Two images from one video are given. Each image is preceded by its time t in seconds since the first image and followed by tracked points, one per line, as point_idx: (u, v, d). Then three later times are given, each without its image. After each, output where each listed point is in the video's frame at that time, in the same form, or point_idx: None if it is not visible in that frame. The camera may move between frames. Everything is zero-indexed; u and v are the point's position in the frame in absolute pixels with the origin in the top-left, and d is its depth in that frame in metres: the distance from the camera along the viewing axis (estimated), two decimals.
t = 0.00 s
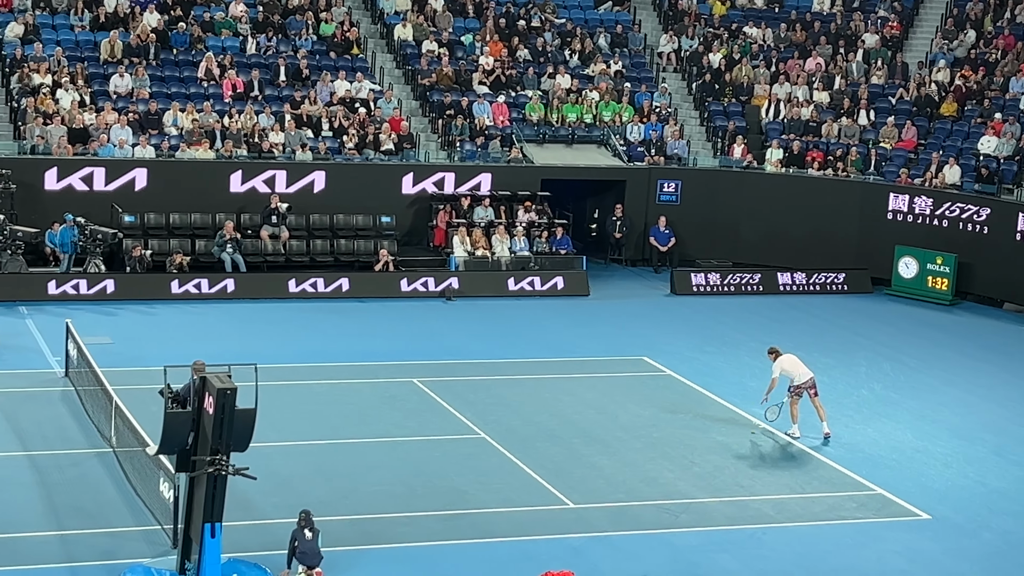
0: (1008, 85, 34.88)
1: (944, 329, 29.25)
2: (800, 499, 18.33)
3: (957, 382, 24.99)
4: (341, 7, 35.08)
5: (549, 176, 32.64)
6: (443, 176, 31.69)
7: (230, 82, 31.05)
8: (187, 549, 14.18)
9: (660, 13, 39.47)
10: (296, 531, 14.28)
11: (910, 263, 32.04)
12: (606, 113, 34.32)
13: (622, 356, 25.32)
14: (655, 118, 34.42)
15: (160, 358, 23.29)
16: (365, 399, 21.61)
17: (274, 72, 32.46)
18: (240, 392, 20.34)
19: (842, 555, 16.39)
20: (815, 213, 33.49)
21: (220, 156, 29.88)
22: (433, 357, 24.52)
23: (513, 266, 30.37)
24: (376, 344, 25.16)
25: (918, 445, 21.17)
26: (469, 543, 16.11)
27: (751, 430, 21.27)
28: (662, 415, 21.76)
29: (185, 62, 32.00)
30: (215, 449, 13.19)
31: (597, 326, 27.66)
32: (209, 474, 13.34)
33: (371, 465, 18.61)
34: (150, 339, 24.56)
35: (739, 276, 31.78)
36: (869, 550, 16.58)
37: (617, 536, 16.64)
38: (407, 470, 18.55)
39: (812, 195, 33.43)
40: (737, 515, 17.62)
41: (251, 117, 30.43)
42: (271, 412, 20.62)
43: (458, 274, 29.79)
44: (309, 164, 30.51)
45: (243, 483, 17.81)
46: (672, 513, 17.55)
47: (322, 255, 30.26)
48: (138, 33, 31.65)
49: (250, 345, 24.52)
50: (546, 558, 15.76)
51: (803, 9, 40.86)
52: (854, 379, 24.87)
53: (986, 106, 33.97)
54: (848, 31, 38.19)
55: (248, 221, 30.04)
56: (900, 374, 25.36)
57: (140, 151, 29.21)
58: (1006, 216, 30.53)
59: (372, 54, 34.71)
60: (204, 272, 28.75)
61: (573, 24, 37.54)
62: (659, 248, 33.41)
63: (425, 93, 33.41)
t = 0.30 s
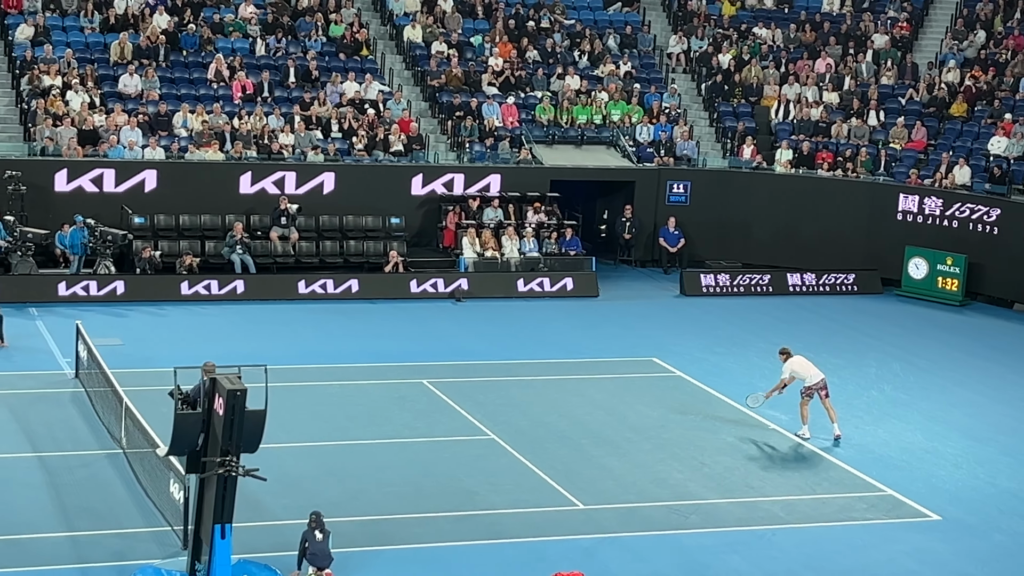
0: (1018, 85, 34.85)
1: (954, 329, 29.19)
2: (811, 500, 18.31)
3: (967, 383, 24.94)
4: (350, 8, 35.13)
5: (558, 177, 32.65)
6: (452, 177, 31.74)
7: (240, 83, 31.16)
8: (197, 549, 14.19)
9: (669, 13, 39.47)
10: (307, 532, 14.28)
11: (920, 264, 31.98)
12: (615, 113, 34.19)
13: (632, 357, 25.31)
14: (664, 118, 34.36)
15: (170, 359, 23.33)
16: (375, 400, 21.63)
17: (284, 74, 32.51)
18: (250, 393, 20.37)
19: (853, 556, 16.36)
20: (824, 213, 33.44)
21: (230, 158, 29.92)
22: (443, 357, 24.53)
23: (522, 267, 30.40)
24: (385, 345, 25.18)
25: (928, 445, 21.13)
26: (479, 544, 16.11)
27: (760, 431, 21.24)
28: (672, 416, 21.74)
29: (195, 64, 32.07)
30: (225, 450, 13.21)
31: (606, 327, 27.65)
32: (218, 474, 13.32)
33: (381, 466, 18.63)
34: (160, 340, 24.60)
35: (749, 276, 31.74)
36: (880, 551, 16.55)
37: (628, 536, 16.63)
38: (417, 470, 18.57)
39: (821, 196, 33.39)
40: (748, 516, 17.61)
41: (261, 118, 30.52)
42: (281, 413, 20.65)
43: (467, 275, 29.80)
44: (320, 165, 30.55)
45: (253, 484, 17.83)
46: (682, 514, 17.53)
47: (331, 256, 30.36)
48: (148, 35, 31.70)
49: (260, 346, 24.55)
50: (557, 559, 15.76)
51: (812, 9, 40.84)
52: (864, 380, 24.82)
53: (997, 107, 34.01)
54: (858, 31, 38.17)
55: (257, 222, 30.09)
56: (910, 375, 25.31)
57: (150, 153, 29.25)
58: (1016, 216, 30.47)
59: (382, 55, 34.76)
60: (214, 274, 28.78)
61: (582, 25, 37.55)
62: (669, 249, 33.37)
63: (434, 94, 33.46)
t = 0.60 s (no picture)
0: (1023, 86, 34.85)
1: (959, 330, 29.17)
2: (816, 501, 18.29)
3: (972, 384, 24.92)
4: (355, 9, 35.19)
5: (563, 178, 32.62)
6: (457, 178, 31.75)
7: (245, 85, 31.19)
8: (202, 551, 14.19)
9: (673, 15, 39.47)
10: (311, 534, 14.28)
11: (924, 265, 31.95)
12: (620, 114, 34.35)
13: (636, 358, 25.31)
14: (668, 120, 34.40)
15: (175, 361, 23.33)
16: (379, 402, 21.64)
17: (288, 75, 32.55)
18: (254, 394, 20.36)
19: (857, 557, 16.34)
20: (829, 214, 33.40)
21: (235, 159, 29.93)
22: (447, 359, 24.54)
23: (527, 268, 30.41)
24: (390, 347, 25.19)
25: (933, 446, 21.11)
26: (483, 546, 16.10)
27: (765, 432, 21.23)
28: (677, 417, 21.73)
29: (199, 66, 32.07)
30: (230, 452, 13.20)
31: (610, 328, 27.64)
32: (224, 476, 13.34)
33: (386, 468, 18.63)
34: (165, 341, 24.61)
35: (753, 278, 31.70)
36: (884, 552, 16.54)
37: (632, 538, 16.61)
38: (422, 472, 18.58)
39: (826, 197, 33.34)
40: (753, 517, 17.59)
41: (265, 120, 30.56)
42: (286, 415, 20.66)
43: (472, 277, 29.81)
44: (325, 167, 30.56)
45: (257, 486, 17.83)
46: (687, 516, 17.52)
47: (336, 258, 30.28)
48: (152, 36, 31.63)
49: (264, 347, 24.55)
50: (561, 560, 15.75)
51: (817, 10, 40.87)
52: (868, 381, 24.80)
53: (1001, 108, 33.90)
54: (863, 32, 38.18)
55: (262, 223, 30.14)
56: (914, 376, 25.30)
57: (155, 154, 29.19)
58: (1020, 217, 30.45)
59: (386, 57, 34.78)
60: (218, 275, 28.77)
61: (586, 26, 37.55)
62: (673, 250, 33.31)
63: (438, 96, 33.48)
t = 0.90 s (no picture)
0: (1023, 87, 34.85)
1: (959, 331, 29.17)
2: (816, 503, 18.29)
3: (972, 385, 24.93)
4: (355, 11, 35.18)
5: (563, 179, 32.65)
6: (458, 180, 31.75)
7: (246, 87, 31.17)
8: (203, 553, 14.18)
9: (674, 16, 39.49)
10: (312, 536, 14.28)
11: (925, 266, 31.95)
12: (621, 116, 34.37)
13: (637, 359, 25.31)
14: (670, 121, 34.33)
15: (176, 362, 23.34)
16: (380, 403, 21.65)
17: (289, 77, 32.59)
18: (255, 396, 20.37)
19: (858, 559, 16.33)
20: (830, 216, 33.42)
21: (236, 161, 29.95)
22: (448, 360, 24.55)
23: (527, 270, 30.37)
24: (390, 348, 25.20)
25: (934, 448, 21.11)
26: (484, 547, 16.10)
27: (766, 433, 21.23)
28: (677, 418, 21.73)
29: (200, 68, 32.06)
30: (230, 453, 13.22)
31: (611, 330, 27.65)
32: (224, 478, 13.34)
33: (387, 469, 18.65)
34: (166, 343, 24.62)
35: (754, 279, 31.69)
36: (885, 554, 16.54)
37: (633, 539, 16.62)
38: (423, 473, 18.59)
39: (826, 199, 33.36)
40: (753, 518, 17.60)
41: (266, 122, 30.57)
42: (287, 417, 20.67)
43: (473, 278, 29.81)
44: (325, 169, 30.61)
45: (258, 487, 17.84)
46: (688, 517, 17.52)
47: (337, 259, 30.35)
48: (152, 39, 31.45)
49: (265, 349, 24.55)
50: (562, 562, 15.76)
51: (817, 12, 40.88)
52: (869, 382, 24.81)
53: (1002, 109, 33.89)
54: (863, 34, 38.20)
55: (263, 225, 30.19)
56: (915, 377, 25.30)
57: (156, 156, 29.21)
58: (1021, 218, 30.45)
59: (387, 58, 34.79)
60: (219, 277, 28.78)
61: (587, 28, 37.57)
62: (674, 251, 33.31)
63: (439, 97, 33.47)
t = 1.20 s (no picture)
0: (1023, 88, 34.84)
1: (960, 332, 29.14)
2: (817, 504, 18.27)
3: (972, 386, 24.91)
4: (355, 13, 35.17)
5: (563, 181, 32.65)
6: (457, 182, 31.73)
7: (245, 88, 31.16)
8: (203, 554, 14.16)
9: (674, 17, 39.50)
10: (312, 537, 14.27)
11: (926, 267, 31.92)
12: (621, 117, 34.40)
13: (637, 361, 25.29)
14: (669, 122, 34.33)
15: (176, 364, 23.33)
16: (380, 405, 21.64)
17: (289, 79, 32.61)
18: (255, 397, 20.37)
19: (859, 560, 16.31)
20: (829, 217, 33.41)
21: (235, 162, 29.95)
22: (448, 362, 24.52)
23: (527, 271, 30.39)
24: (390, 350, 25.18)
25: (934, 449, 21.09)
26: (484, 549, 16.08)
27: (766, 435, 21.21)
28: (678, 420, 21.71)
29: (200, 69, 32.04)
30: (230, 455, 13.21)
31: (611, 331, 27.63)
32: (224, 479, 13.34)
33: (387, 471, 18.63)
34: (166, 345, 24.60)
35: (754, 280, 31.66)
36: (886, 555, 16.52)
37: (634, 541, 16.60)
38: (423, 475, 18.58)
39: (826, 200, 33.35)
40: (754, 519, 17.58)
41: (266, 124, 30.54)
42: (287, 418, 20.66)
43: (473, 280, 29.79)
44: (325, 170, 30.62)
45: (258, 489, 17.82)
46: (688, 518, 17.50)
47: (336, 260, 30.34)
48: (152, 40, 31.47)
49: (265, 351, 24.53)
50: (562, 563, 15.74)
51: (817, 13, 40.88)
52: (870, 383, 24.79)
53: (1002, 109, 33.92)
54: (863, 35, 38.22)
55: (262, 226, 30.18)
56: (915, 378, 25.28)
57: (156, 158, 29.22)
58: (1021, 219, 30.42)
59: (387, 60, 34.79)
60: (219, 278, 28.75)
61: (587, 29, 37.59)
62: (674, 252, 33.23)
63: (439, 98, 33.46)
